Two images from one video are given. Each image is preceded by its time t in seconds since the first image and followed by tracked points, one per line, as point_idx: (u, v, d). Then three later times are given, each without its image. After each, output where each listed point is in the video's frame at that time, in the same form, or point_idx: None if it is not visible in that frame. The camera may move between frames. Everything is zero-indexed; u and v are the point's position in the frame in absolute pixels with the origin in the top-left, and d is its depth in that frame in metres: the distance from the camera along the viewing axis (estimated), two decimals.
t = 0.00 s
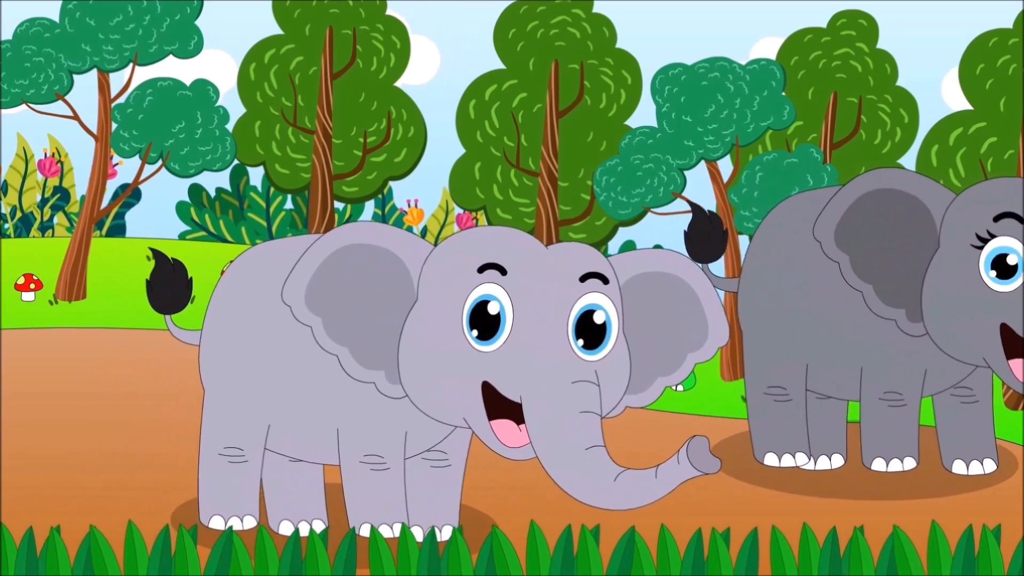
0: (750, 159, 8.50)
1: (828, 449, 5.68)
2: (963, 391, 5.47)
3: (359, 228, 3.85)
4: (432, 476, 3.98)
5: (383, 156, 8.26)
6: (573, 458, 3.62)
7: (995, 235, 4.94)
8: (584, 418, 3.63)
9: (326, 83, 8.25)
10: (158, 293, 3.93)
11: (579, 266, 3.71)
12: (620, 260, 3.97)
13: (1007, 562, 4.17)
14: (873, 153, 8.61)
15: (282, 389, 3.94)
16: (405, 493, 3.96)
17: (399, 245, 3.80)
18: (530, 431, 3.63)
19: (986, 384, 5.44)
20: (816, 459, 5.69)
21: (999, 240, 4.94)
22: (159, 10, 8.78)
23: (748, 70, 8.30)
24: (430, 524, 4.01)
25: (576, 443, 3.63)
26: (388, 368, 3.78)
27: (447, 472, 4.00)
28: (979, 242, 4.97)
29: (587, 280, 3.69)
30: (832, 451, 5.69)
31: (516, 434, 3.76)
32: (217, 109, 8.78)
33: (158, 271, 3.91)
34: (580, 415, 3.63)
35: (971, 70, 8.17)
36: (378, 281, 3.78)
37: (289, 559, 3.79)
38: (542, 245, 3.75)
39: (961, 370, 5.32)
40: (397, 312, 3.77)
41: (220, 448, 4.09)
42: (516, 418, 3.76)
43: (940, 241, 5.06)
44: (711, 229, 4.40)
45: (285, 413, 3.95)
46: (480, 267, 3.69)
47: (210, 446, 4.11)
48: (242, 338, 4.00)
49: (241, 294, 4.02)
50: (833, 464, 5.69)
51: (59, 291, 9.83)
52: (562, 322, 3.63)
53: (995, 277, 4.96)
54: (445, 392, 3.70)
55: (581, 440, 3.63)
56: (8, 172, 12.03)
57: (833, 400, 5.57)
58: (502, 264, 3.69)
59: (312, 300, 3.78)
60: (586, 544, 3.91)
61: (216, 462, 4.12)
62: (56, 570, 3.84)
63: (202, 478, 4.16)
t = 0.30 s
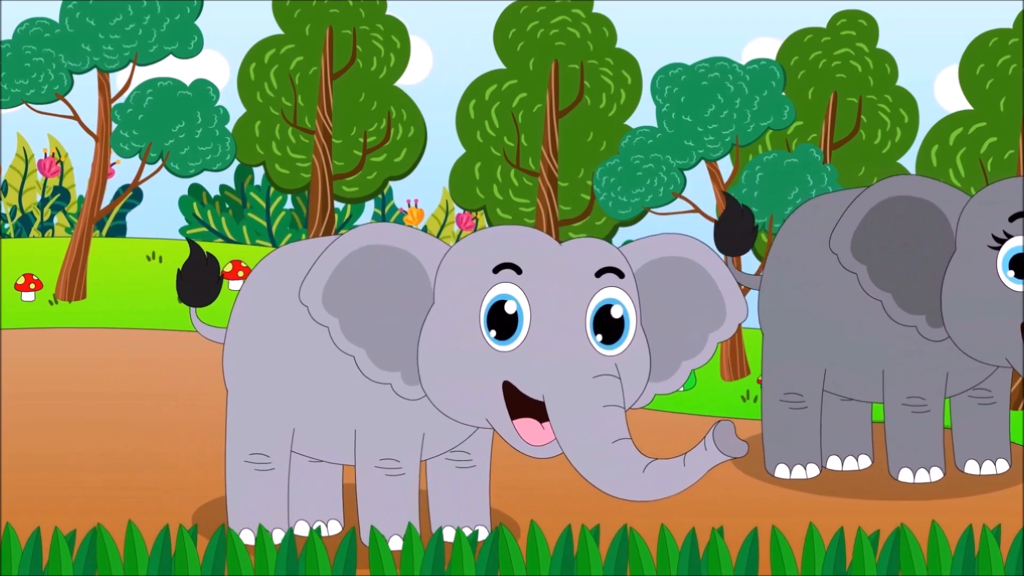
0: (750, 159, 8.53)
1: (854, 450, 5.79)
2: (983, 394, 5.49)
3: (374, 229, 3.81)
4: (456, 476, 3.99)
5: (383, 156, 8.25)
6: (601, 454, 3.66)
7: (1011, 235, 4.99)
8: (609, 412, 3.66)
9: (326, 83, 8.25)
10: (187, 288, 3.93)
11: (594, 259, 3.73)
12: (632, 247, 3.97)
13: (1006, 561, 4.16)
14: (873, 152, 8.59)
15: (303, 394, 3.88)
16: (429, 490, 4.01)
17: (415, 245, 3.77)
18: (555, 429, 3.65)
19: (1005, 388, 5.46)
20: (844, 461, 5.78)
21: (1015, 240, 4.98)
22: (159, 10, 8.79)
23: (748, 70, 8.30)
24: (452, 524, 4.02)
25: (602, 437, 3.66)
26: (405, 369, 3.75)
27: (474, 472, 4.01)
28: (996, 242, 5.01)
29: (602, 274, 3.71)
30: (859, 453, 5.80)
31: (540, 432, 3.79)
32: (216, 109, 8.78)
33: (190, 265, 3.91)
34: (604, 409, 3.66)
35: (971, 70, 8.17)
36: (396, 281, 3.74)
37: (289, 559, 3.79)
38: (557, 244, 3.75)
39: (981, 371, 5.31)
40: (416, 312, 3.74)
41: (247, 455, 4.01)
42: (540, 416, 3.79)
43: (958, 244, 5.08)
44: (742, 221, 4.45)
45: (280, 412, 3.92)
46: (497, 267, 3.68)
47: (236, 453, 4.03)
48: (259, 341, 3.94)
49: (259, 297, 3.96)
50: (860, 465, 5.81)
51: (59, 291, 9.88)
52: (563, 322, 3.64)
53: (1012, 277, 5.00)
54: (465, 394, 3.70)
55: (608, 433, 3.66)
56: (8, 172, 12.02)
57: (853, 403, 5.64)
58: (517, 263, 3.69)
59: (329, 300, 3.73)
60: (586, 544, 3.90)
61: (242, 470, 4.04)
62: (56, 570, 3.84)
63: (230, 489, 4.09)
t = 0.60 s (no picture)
0: (750, 159, 8.47)
1: (880, 442, 5.95)
2: (1003, 395, 5.58)
3: (396, 232, 3.78)
4: (478, 474, 4.03)
5: (383, 156, 8.25)
6: (628, 444, 3.57)
7: None
8: (632, 402, 3.57)
9: (326, 83, 8.26)
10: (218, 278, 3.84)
11: (606, 254, 3.67)
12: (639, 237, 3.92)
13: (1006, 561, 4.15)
14: (873, 152, 8.60)
15: (320, 396, 3.87)
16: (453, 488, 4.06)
17: (429, 248, 3.73)
18: (580, 423, 3.57)
19: None
20: (870, 451, 5.97)
21: None
22: (159, 11, 8.80)
23: (748, 70, 8.30)
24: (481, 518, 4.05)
25: (630, 427, 3.57)
26: (423, 373, 3.71)
27: (494, 470, 4.03)
28: (1012, 242, 4.98)
29: (616, 268, 3.65)
30: (884, 444, 5.96)
31: (562, 429, 3.71)
32: (217, 109, 8.78)
33: (227, 259, 3.82)
34: (628, 400, 3.57)
35: (971, 70, 8.18)
36: (411, 285, 3.71)
37: (289, 560, 3.78)
38: (568, 240, 3.68)
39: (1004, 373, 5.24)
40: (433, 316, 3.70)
41: (274, 455, 3.99)
42: (563, 413, 3.72)
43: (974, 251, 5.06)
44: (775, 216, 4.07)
45: (289, 413, 3.93)
46: (509, 267, 3.64)
47: (264, 454, 4.01)
48: (278, 342, 3.92)
49: (281, 298, 3.94)
50: (886, 456, 5.97)
51: (59, 291, 9.89)
52: (563, 322, 3.58)
53: None
54: (483, 395, 3.66)
55: (635, 424, 3.57)
56: (7, 172, 12.02)
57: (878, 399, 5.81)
58: (531, 262, 3.63)
59: (345, 304, 3.71)
60: (586, 544, 3.89)
61: (271, 472, 4.02)
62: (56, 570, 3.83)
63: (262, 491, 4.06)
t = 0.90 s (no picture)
0: (750, 159, 8.50)
1: (898, 444, 5.83)
2: None
3: (424, 232, 3.79)
4: (497, 475, 4.00)
5: (383, 156, 8.25)
6: (644, 453, 3.52)
7: None
8: (651, 410, 3.53)
9: (325, 83, 8.26)
10: (230, 279, 3.83)
11: (633, 259, 3.59)
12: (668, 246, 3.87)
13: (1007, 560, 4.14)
14: (873, 152, 8.59)
15: (341, 395, 3.86)
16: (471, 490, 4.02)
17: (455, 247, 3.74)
18: (598, 429, 3.56)
19: None
20: (887, 454, 5.82)
21: None
22: (159, 11, 8.80)
23: (748, 70, 8.30)
24: (493, 520, 4.03)
25: (647, 436, 3.52)
26: (447, 373, 3.72)
27: (512, 472, 4.00)
28: None
29: (642, 274, 3.58)
30: (902, 446, 5.85)
31: (582, 431, 3.72)
32: (216, 109, 8.79)
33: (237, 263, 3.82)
34: (646, 407, 3.53)
35: (971, 71, 8.18)
36: (436, 285, 3.72)
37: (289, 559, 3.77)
38: (594, 242, 3.63)
39: None
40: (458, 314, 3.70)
41: (291, 453, 3.98)
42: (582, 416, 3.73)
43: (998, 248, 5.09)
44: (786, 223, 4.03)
45: (297, 414, 3.94)
46: (536, 267, 3.60)
47: (281, 450, 3.99)
48: (298, 343, 3.91)
49: (305, 297, 3.92)
50: (903, 458, 5.85)
51: (59, 291, 9.89)
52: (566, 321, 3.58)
53: None
54: (504, 395, 3.64)
55: (652, 432, 3.52)
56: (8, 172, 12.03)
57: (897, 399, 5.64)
58: (557, 264, 3.59)
59: (368, 305, 3.74)
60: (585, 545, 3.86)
61: (287, 468, 4.01)
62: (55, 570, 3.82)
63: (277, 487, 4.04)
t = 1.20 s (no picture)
0: (750, 159, 8.56)
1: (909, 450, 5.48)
2: None
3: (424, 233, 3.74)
4: (515, 479, 3.92)
5: (383, 156, 8.25)
6: (653, 466, 3.55)
7: None
8: (667, 424, 3.55)
9: (326, 83, 8.26)
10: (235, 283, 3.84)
11: (664, 272, 3.59)
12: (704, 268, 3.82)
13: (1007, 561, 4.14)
14: (873, 152, 8.58)
15: (365, 390, 3.84)
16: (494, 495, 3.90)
17: (484, 245, 3.70)
18: (611, 436, 3.56)
19: None
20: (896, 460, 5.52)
21: None
22: (159, 11, 8.81)
23: (748, 70, 8.30)
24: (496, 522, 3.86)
25: (655, 451, 3.55)
26: (474, 370, 3.68)
27: (530, 474, 3.94)
28: None
29: (674, 286, 3.58)
30: (913, 453, 5.48)
31: (599, 437, 3.69)
32: (217, 109, 8.78)
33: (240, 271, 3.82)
34: (663, 421, 3.55)
35: (971, 71, 8.16)
36: (464, 282, 3.68)
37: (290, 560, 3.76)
38: (631, 249, 3.63)
39: None
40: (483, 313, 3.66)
41: (302, 447, 3.99)
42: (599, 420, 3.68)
43: None
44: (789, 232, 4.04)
45: (311, 413, 3.94)
46: (570, 269, 3.57)
47: (292, 445, 4.00)
48: (313, 344, 3.92)
49: (313, 302, 3.94)
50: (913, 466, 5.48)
51: (59, 291, 9.88)
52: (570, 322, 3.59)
53: None
54: (529, 394, 3.62)
55: (662, 447, 3.55)
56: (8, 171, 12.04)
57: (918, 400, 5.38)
58: (589, 267, 3.57)
59: (398, 301, 3.68)
60: (586, 547, 3.84)
61: (297, 462, 4.02)
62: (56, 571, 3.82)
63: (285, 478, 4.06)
